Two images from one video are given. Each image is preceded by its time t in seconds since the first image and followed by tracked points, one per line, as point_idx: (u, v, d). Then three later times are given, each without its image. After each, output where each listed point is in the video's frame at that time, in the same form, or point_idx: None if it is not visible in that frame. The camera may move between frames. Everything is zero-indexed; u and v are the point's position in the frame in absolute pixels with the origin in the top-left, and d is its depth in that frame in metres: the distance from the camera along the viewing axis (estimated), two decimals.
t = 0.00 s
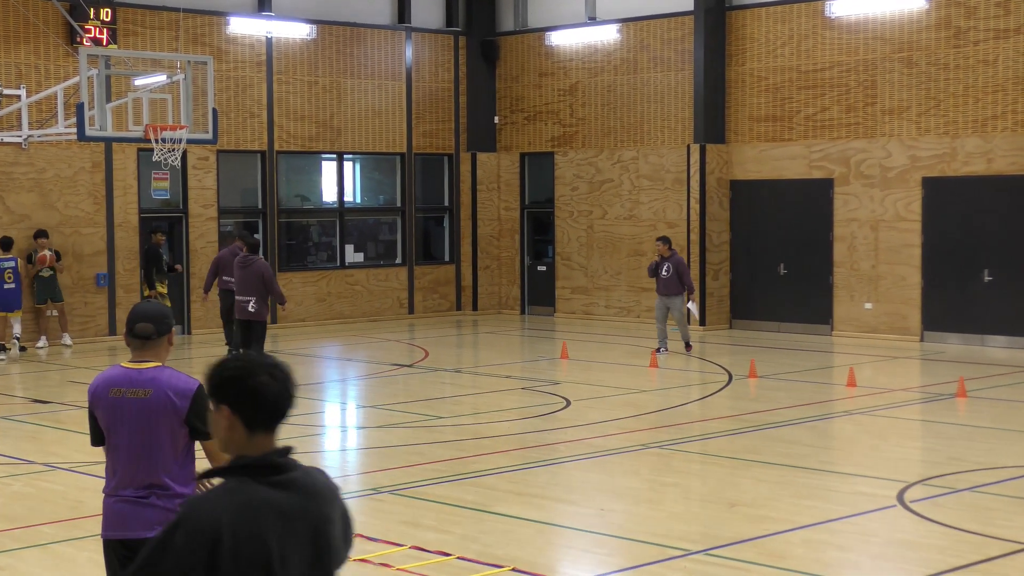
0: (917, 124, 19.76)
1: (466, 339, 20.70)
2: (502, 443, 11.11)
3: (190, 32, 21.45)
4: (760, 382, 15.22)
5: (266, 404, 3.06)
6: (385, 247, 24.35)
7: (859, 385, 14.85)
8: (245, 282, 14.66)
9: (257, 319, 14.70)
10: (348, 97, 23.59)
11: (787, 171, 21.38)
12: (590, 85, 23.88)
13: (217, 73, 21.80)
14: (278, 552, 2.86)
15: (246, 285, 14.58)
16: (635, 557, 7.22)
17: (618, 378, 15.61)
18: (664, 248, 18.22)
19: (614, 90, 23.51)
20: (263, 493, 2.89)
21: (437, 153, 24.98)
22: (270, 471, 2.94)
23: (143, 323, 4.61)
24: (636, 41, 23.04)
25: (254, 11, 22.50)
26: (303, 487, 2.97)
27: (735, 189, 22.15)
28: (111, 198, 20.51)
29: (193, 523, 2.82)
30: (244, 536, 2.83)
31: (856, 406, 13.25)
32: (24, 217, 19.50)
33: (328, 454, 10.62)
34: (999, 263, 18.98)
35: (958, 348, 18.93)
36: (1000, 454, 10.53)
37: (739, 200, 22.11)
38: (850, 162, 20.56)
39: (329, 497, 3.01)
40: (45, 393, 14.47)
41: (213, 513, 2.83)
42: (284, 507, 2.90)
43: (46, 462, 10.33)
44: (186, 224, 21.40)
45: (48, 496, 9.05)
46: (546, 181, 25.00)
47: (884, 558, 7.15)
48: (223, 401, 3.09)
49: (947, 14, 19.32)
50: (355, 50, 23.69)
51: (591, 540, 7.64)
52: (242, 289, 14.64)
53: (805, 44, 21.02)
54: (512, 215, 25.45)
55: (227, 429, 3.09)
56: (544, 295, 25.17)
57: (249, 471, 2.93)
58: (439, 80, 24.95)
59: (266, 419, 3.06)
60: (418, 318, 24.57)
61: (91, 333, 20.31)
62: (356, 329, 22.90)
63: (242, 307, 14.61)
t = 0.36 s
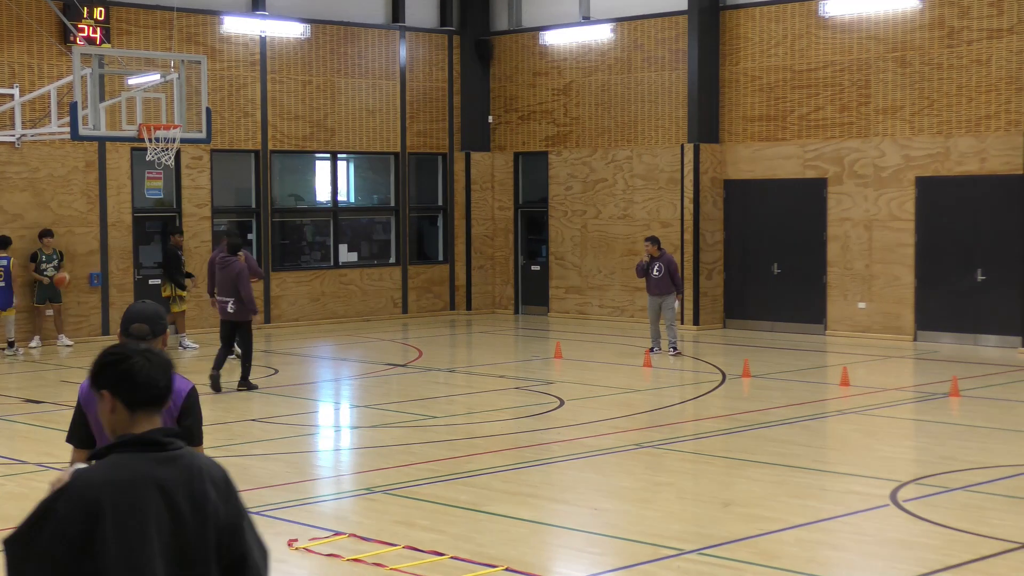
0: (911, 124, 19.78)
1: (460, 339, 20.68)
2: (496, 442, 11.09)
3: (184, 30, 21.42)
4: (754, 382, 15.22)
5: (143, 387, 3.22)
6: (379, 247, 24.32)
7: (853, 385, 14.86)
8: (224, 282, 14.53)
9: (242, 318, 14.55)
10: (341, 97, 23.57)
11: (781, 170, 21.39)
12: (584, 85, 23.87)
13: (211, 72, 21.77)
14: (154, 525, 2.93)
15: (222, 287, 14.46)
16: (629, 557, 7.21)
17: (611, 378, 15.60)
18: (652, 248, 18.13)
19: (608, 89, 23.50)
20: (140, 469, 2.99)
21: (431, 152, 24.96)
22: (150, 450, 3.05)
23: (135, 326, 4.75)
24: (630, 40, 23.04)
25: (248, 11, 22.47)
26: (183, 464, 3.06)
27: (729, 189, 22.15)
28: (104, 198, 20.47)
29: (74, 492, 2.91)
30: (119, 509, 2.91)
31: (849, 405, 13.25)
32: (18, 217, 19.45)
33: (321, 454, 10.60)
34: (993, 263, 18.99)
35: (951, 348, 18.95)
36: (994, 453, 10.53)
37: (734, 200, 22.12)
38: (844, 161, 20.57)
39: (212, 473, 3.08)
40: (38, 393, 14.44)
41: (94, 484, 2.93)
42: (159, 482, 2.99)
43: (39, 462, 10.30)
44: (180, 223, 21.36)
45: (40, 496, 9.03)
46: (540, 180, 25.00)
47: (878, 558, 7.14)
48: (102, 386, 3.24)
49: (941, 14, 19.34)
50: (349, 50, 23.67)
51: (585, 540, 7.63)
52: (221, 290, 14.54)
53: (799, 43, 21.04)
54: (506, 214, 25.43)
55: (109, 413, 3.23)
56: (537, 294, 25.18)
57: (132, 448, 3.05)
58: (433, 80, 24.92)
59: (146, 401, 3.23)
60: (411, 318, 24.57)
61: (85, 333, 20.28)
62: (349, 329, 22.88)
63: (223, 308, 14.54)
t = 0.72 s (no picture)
0: (905, 124, 19.81)
1: (454, 339, 20.65)
2: (490, 442, 11.09)
3: (178, 30, 21.39)
4: (748, 382, 15.22)
5: (77, 373, 3.48)
6: (373, 247, 24.30)
7: (846, 385, 14.88)
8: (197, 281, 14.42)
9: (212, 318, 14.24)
10: (336, 97, 23.55)
11: (775, 171, 21.42)
12: (578, 86, 23.88)
13: (205, 72, 21.74)
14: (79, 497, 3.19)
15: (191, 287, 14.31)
16: (623, 557, 7.21)
17: (605, 378, 15.61)
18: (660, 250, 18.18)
19: (602, 89, 23.51)
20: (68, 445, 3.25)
21: (425, 152, 24.94)
22: (76, 423, 3.32)
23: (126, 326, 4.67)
24: (624, 41, 23.05)
25: (242, 11, 22.46)
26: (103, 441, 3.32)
27: (723, 189, 22.18)
28: (98, 197, 20.43)
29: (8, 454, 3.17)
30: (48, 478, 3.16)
31: (843, 406, 13.26)
32: (11, 216, 19.42)
33: (316, 454, 10.59)
34: (986, 264, 19.02)
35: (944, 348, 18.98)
36: (987, 454, 10.55)
37: (727, 200, 22.14)
38: (838, 162, 20.60)
39: (126, 450, 3.37)
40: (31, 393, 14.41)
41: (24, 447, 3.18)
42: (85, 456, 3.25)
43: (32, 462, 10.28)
44: (174, 223, 21.33)
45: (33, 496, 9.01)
46: (534, 181, 25.01)
47: (872, 558, 7.15)
48: (36, 365, 3.47)
49: (934, 15, 19.37)
50: (343, 49, 23.65)
51: (578, 540, 7.63)
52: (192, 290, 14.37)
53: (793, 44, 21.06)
54: (500, 214, 25.43)
55: (37, 391, 3.46)
56: (532, 295, 25.19)
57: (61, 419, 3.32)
58: (427, 80, 24.91)
59: (75, 385, 3.48)
60: (406, 318, 24.56)
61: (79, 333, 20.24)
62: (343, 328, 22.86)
63: (194, 308, 14.29)
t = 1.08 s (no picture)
0: (899, 125, 19.84)
1: (449, 340, 20.64)
2: (485, 443, 11.09)
3: (173, 30, 21.36)
4: (742, 383, 15.24)
5: None
6: (368, 247, 24.28)
7: (841, 385, 14.89)
8: (178, 284, 15.02)
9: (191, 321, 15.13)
10: (331, 97, 23.54)
11: (770, 172, 21.43)
12: (573, 86, 23.88)
13: (200, 72, 21.72)
14: None
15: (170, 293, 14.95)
16: (617, 557, 7.21)
17: (600, 378, 15.62)
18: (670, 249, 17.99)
19: (597, 90, 23.51)
20: None
21: (421, 153, 24.93)
22: None
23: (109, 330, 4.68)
24: (620, 41, 23.05)
25: (237, 11, 22.43)
26: None
27: (718, 190, 22.20)
28: (93, 198, 20.42)
29: None
30: None
31: (838, 406, 13.27)
32: (6, 216, 19.41)
33: (311, 454, 10.60)
34: (980, 264, 19.04)
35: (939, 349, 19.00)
36: (982, 454, 10.57)
37: (722, 200, 22.15)
38: (833, 162, 20.62)
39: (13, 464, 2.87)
40: (25, 393, 14.39)
41: None
42: None
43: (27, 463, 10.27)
44: (169, 224, 21.31)
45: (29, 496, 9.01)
46: (529, 181, 25.00)
47: (866, 558, 7.16)
48: None
49: (929, 16, 19.39)
50: (338, 50, 23.63)
51: (573, 540, 7.63)
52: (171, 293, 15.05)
53: (788, 45, 21.06)
54: (495, 215, 25.41)
55: None
56: (527, 295, 25.19)
57: None
58: (422, 81, 24.89)
59: None
60: (401, 319, 24.55)
61: (74, 334, 20.23)
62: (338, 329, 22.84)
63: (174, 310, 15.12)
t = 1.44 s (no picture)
0: (895, 125, 19.85)
1: (444, 340, 20.61)
2: (481, 443, 11.08)
3: (168, 31, 21.34)
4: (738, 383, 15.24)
5: None
6: (364, 248, 24.26)
7: (837, 386, 14.90)
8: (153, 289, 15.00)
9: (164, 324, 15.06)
10: (326, 97, 23.52)
11: (765, 172, 21.45)
12: (569, 86, 23.88)
13: (196, 72, 21.70)
14: None
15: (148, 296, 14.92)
16: (613, 558, 7.21)
17: (596, 378, 15.63)
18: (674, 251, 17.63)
19: (592, 90, 23.52)
20: None
21: (416, 153, 24.92)
22: None
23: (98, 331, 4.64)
24: (615, 42, 23.06)
25: (232, 11, 22.40)
26: None
27: (714, 191, 22.22)
28: (88, 198, 20.38)
29: None
30: None
31: (834, 407, 13.27)
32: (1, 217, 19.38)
33: (306, 454, 10.60)
34: (976, 264, 19.06)
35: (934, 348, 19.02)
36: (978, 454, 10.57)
37: (718, 200, 22.17)
38: (828, 162, 20.63)
39: None
40: (20, 394, 14.37)
41: None
42: None
43: (23, 463, 10.26)
44: (164, 224, 21.29)
45: (24, 496, 8.99)
46: (524, 182, 24.99)
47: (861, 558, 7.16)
48: None
49: (924, 16, 19.42)
50: (333, 50, 23.62)
51: (568, 540, 7.63)
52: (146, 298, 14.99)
53: (782, 45, 21.08)
54: (491, 215, 25.39)
55: None
56: (522, 295, 25.18)
57: None
58: (417, 81, 24.89)
59: None
60: (396, 319, 24.54)
61: (69, 334, 20.21)
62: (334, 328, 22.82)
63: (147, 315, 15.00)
